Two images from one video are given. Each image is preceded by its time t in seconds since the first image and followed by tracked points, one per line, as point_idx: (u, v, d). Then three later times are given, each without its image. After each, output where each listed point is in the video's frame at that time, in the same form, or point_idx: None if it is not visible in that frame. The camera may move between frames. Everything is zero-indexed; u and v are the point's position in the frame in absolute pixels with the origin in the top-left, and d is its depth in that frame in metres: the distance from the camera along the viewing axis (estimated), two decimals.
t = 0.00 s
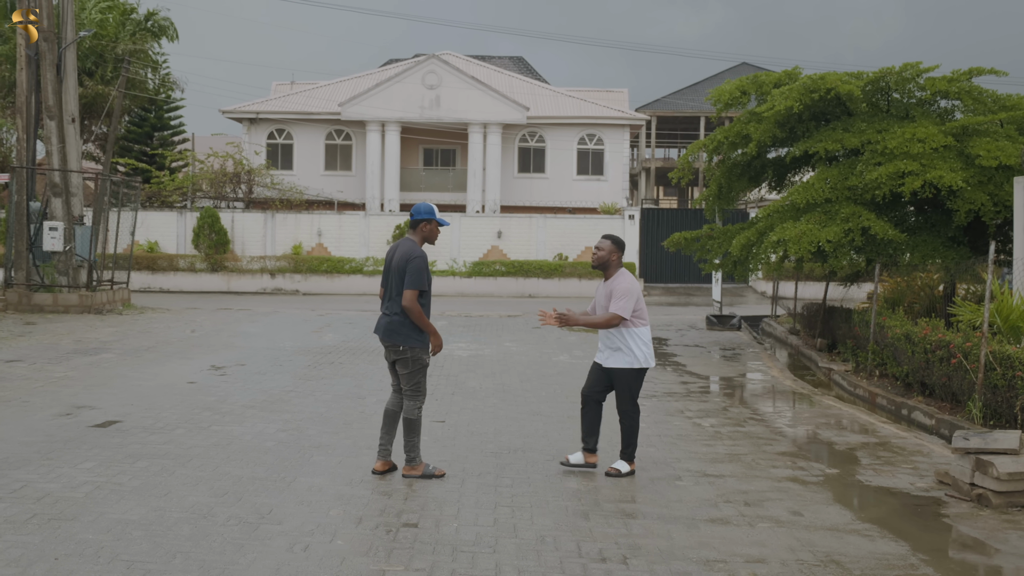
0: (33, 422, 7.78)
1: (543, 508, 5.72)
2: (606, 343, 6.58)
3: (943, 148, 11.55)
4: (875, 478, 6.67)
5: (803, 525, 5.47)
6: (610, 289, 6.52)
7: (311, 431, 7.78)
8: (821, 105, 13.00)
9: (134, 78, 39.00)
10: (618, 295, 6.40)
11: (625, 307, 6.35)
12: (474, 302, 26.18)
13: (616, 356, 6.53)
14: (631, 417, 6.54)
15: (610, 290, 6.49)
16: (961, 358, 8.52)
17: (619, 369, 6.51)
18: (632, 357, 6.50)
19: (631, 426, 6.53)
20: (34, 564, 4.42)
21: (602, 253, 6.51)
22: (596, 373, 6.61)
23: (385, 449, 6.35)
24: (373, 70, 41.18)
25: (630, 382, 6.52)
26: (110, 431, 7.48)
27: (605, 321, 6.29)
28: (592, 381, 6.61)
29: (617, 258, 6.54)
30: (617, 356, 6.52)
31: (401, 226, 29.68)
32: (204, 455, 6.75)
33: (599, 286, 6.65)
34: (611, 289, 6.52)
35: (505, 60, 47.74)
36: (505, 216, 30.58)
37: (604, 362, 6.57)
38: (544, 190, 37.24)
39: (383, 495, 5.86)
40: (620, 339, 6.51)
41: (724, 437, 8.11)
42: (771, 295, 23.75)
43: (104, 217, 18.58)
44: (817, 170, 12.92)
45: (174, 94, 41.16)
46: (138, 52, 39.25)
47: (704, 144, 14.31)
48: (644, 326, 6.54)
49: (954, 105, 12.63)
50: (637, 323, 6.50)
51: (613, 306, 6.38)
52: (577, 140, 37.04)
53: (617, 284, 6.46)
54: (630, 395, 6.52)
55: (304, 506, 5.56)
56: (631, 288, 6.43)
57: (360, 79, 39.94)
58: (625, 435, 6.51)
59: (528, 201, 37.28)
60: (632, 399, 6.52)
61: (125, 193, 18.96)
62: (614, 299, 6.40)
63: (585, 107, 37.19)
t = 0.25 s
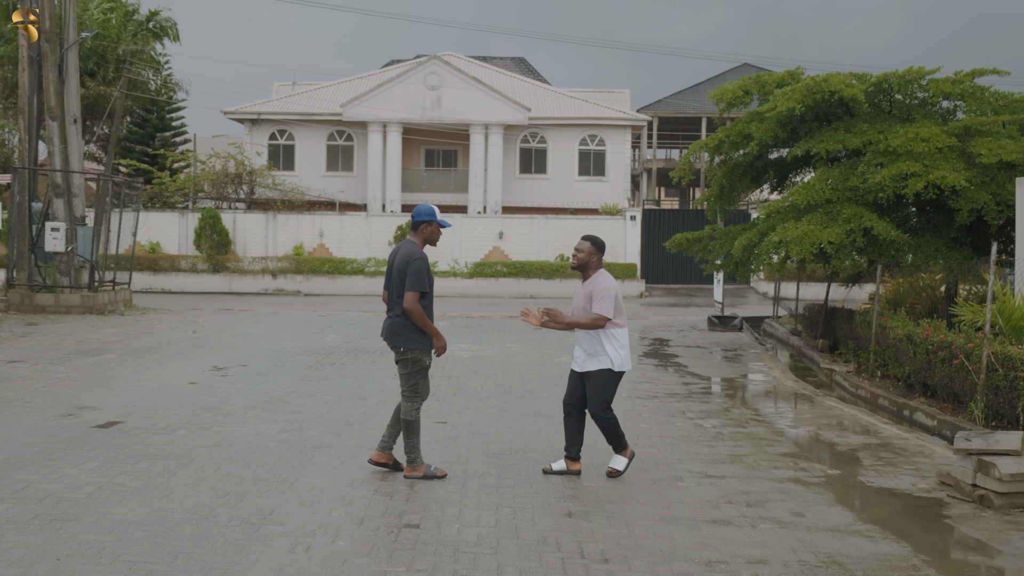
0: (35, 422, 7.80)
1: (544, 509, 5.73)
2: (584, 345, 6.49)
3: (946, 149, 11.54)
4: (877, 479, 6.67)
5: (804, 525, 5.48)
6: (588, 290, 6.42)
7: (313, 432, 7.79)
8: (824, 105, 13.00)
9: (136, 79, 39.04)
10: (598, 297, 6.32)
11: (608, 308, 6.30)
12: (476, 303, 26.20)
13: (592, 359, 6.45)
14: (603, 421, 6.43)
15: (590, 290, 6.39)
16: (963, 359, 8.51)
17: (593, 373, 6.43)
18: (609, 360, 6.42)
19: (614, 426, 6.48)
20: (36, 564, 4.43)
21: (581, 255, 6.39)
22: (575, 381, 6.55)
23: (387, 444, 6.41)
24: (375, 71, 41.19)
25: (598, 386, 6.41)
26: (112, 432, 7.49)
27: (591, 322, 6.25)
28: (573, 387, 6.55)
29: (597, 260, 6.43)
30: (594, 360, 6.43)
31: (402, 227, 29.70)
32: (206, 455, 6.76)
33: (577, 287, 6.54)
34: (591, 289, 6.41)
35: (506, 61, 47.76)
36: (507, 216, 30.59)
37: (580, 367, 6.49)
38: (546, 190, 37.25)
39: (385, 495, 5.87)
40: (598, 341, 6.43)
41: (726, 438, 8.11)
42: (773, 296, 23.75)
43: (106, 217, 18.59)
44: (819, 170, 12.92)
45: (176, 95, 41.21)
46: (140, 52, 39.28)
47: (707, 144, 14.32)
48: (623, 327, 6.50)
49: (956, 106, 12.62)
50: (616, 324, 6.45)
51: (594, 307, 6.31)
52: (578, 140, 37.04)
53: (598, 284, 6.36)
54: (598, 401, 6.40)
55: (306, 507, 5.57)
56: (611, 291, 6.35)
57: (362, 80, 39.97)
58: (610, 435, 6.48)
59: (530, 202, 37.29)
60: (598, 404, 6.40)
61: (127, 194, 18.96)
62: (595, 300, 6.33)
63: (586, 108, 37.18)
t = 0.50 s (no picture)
0: (37, 424, 7.81)
1: (546, 510, 5.72)
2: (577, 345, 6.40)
3: (948, 149, 11.54)
4: (879, 481, 6.67)
5: (806, 527, 5.47)
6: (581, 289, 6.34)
7: (315, 433, 7.80)
8: (825, 107, 13.01)
9: (138, 81, 39.08)
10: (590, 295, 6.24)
11: (598, 306, 6.21)
12: (477, 304, 26.20)
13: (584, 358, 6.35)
14: (588, 418, 6.25)
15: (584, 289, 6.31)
16: (965, 361, 8.50)
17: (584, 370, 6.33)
18: (599, 359, 6.30)
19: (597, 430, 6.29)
20: (39, 565, 4.44)
21: (571, 253, 6.36)
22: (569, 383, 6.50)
23: (385, 448, 6.42)
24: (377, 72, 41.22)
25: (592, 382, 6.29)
26: (114, 433, 7.50)
27: (580, 317, 6.16)
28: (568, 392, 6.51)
29: (588, 259, 6.38)
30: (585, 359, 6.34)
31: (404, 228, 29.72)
32: (208, 457, 6.76)
33: (570, 286, 6.49)
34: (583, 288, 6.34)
35: (508, 63, 47.79)
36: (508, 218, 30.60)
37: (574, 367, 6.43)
38: (547, 192, 37.25)
39: (387, 497, 5.88)
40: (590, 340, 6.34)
41: (728, 440, 8.10)
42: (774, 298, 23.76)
43: (108, 218, 18.61)
44: (821, 171, 12.92)
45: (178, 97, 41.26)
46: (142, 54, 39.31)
47: (708, 145, 14.33)
48: (615, 328, 6.38)
49: (958, 107, 12.62)
50: (608, 323, 6.34)
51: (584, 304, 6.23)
52: (580, 142, 37.05)
53: (590, 283, 6.29)
54: (587, 397, 6.26)
55: (307, 508, 5.58)
56: (602, 289, 6.26)
57: (363, 82, 40.00)
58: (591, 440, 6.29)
59: (532, 203, 37.29)
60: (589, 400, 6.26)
61: (129, 195, 18.96)
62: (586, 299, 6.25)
63: (588, 109, 37.17)
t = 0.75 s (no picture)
0: (38, 425, 7.81)
1: (548, 511, 5.72)
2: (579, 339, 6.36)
3: (950, 149, 11.54)
4: (880, 482, 6.66)
5: (808, 529, 5.47)
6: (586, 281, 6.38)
7: (316, 435, 7.80)
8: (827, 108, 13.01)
9: (139, 82, 39.12)
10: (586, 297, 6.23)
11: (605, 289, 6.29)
12: (479, 305, 26.19)
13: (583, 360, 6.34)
14: (588, 424, 6.23)
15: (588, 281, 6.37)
16: (967, 362, 8.50)
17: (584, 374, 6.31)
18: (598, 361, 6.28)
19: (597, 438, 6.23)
20: (40, 566, 4.44)
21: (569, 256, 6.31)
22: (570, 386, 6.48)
23: (385, 450, 6.42)
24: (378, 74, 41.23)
25: (593, 388, 6.26)
26: (116, 434, 7.50)
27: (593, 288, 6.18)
28: (568, 394, 6.48)
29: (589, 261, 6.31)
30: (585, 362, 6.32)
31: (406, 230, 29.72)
32: (209, 458, 6.76)
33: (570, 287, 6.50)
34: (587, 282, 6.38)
35: (510, 64, 47.80)
36: (510, 219, 30.59)
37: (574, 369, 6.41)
38: (549, 193, 37.25)
39: (389, 498, 5.88)
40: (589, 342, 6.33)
41: (729, 441, 8.09)
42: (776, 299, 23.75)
43: (109, 219, 18.61)
44: (822, 172, 12.92)
45: (180, 98, 41.30)
46: (143, 55, 39.34)
47: (710, 147, 14.34)
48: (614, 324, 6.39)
49: (960, 107, 12.62)
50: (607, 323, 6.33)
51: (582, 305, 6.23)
52: (581, 143, 37.05)
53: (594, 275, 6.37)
54: (588, 404, 6.23)
55: (309, 509, 5.58)
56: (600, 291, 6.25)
57: (365, 83, 40.02)
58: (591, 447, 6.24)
59: (533, 204, 37.28)
60: (590, 406, 6.23)
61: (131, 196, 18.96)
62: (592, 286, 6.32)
63: (590, 111, 37.16)
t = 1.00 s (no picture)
0: (40, 426, 7.82)
1: (550, 512, 5.72)
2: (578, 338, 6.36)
3: (952, 149, 11.53)
4: (882, 483, 6.65)
5: (810, 529, 5.46)
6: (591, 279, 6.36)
7: (318, 435, 7.80)
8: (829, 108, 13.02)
9: (140, 83, 39.15)
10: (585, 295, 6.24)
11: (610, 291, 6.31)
12: (480, 306, 26.19)
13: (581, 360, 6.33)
14: (590, 426, 6.23)
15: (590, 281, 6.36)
16: (968, 362, 8.49)
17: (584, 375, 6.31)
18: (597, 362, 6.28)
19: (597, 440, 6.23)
20: (42, 567, 4.45)
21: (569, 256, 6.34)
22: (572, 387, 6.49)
23: (384, 451, 6.42)
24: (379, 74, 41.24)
25: (594, 389, 6.26)
26: (117, 435, 7.51)
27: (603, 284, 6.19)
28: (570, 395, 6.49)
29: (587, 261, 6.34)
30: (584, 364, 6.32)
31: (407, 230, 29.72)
32: (211, 459, 6.77)
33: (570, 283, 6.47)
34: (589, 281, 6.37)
35: (511, 64, 47.81)
36: (511, 219, 30.59)
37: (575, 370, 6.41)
38: (550, 193, 37.24)
39: (390, 499, 5.88)
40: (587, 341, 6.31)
41: (731, 442, 8.09)
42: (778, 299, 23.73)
43: (111, 221, 18.62)
44: (824, 173, 12.93)
45: (181, 99, 41.35)
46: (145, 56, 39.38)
47: (711, 148, 14.35)
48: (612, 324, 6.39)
49: (962, 107, 12.61)
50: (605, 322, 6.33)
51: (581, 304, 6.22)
52: (583, 143, 37.04)
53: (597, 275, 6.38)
54: (590, 406, 6.23)
55: (310, 510, 5.58)
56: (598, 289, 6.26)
57: (366, 83, 40.04)
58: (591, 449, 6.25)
59: (534, 205, 37.29)
60: (591, 407, 6.24)
61: (132, 198, 18.97)
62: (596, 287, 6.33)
63: (591, 111, 37.16)
